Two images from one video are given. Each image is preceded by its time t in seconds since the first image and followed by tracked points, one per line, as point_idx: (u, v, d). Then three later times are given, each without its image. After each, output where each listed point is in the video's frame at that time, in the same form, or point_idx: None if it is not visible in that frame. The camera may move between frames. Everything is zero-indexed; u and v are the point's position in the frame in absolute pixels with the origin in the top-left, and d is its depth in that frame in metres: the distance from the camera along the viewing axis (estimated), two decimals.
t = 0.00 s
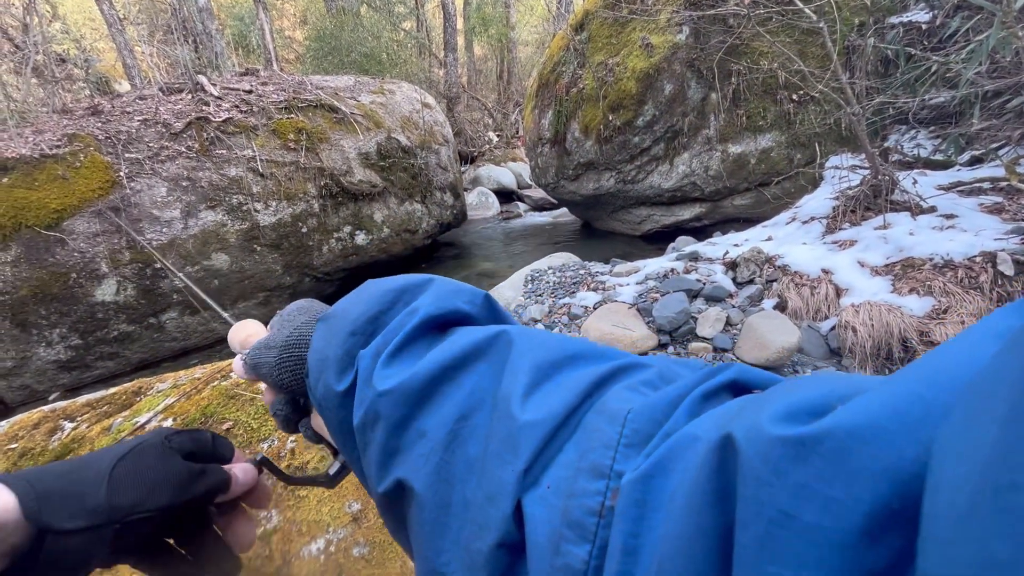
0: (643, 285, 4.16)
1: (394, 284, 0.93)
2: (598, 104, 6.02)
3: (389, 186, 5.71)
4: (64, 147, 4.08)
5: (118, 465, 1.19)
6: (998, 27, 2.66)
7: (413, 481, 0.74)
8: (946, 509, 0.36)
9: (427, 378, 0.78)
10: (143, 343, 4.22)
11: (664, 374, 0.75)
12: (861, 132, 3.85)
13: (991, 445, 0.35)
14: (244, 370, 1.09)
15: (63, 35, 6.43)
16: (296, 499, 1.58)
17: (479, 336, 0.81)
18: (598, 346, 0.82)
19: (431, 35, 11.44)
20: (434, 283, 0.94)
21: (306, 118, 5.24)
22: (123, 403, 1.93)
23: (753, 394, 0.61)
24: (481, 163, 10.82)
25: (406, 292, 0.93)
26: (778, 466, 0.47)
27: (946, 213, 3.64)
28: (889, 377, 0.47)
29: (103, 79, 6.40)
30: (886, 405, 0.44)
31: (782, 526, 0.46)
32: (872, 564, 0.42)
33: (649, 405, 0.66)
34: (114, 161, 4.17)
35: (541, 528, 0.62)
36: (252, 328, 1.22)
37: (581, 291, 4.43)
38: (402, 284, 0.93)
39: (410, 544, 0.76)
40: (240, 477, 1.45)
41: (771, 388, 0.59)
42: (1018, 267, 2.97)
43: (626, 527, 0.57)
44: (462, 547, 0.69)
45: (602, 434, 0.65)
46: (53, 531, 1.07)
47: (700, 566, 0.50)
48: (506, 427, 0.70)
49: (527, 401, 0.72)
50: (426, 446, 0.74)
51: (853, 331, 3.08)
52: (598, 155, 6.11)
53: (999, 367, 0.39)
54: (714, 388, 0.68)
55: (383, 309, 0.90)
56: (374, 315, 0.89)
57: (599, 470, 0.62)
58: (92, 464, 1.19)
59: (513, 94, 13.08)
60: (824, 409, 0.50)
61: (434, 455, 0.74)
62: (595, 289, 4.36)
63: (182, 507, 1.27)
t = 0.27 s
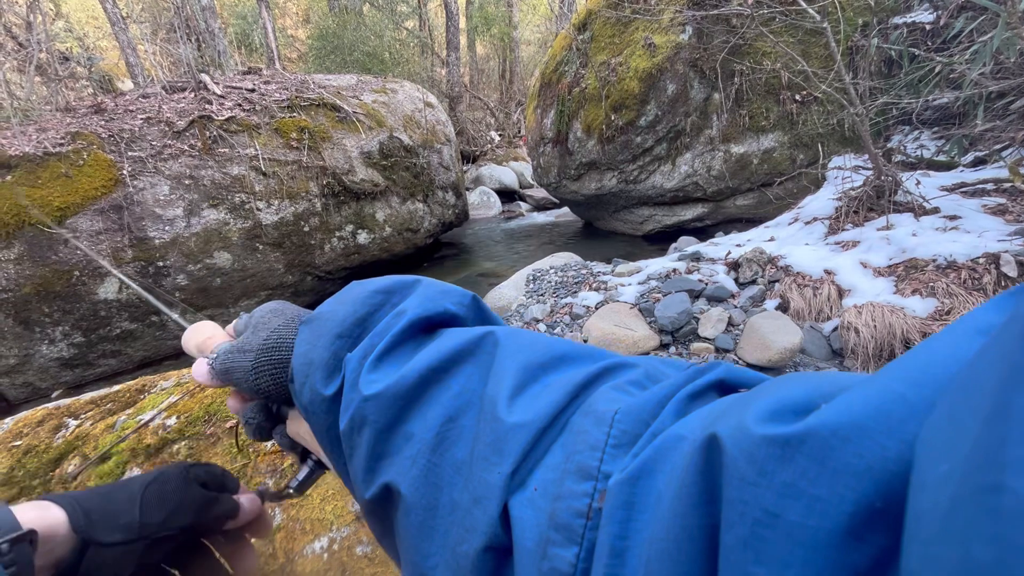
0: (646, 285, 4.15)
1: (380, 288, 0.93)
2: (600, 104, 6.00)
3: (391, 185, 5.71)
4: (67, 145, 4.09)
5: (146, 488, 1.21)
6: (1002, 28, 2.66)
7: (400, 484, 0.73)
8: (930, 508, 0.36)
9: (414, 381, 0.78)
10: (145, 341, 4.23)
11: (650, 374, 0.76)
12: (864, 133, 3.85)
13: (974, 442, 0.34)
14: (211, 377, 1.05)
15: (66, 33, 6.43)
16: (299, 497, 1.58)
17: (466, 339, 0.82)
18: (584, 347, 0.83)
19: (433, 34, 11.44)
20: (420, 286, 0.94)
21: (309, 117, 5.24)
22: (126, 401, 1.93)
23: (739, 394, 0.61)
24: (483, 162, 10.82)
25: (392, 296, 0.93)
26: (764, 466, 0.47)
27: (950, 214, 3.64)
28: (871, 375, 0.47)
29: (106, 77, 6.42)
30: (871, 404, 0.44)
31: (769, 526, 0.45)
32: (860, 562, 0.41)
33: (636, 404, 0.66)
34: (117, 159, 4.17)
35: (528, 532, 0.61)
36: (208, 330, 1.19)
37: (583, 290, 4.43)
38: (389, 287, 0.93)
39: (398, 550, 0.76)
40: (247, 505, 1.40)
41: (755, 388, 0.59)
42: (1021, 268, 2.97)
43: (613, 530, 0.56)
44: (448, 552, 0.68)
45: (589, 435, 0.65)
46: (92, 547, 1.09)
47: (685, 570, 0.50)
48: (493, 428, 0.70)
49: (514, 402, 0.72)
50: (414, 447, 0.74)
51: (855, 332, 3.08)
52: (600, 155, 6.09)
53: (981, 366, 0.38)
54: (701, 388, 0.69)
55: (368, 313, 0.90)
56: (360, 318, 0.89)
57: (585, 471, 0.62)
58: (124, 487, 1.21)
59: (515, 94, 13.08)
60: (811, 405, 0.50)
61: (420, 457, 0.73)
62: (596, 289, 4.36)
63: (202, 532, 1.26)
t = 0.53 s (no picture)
0: (647, 285, 4.15)
1: (369, 300, 0.93)
2: (601, 103, 6.00)
3: (393, 184, 5.71)
4: (70, 143, 4.10)
5: (177, 544, 1.12)
6: (1005, 28, 2.65)
7: (398, 495, 0.73)
8: (935, 521, 0.36)
9: (409, 393, 0.78)
10: (147, 339, 4.25)
11: (645, 383, 0.76)
12: (867, 133, 3.84)
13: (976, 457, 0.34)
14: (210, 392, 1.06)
15: (69, 32, 6.43)
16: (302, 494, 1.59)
17: (459, 350, 0.82)
18: (578, 355, 0.83)
19: (435, 34, 11.43)
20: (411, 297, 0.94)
21: (311, 116, 5.25)
22: (130, 398, 1.93)
23: (732, 404, 0.62)
24: (485, 162, 10.82)
25: (383, 307, 0.93)
26: (762, 480, 0.47)
27: (952, 215, 3.63)
28: (865, 386, 0.47)
29: (108, 76, 6.42)
30: (868, 416, 0.44)
31: (771, 540, 0.46)
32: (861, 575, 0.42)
33: (632, 415, 0.67)
34: (120, 157, 4.18)
35: (527, 545, 0.61)
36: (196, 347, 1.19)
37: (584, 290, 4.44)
38: (378, 299, 0.93)
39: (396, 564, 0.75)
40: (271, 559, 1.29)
41: (747, 400, 0.59)
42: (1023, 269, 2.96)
43: (613, 542, 0.56)
44: (447, 565, 0.68)
45: (586, 446, 0.65)
46: None
47: None
48: (490, 440, 0.70)
49: (509, 413, 0.73)
50: (412, 459, 0.74)
51: (857, 332, 3.07)
52: (602, 155, 6.09)
53: (979, 382, 0.39)
54: (696, 397, 0.70)
55: (358, 327, 0.90)
56: (350, 330, 0.89)
57: (583, 483, 0.62)
58: (154, 543, 1.11)
59: (517, 93, 13.07)
60: (807, 416, 0.50)
61: (418, 469, 0.73)
62: (598, 289, 4.37)
63: None
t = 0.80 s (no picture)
0: (648, 284, 4.15)
1: (376, 307, 0.94)
2: (603, 103, 5.99)
3: (394, 183, 5.72)
4: (72, 141, 4.10)
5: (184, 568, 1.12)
6: (1008, 28, 2.65)
7: (405, 499, 0.74)
8: (948, 526, 0.35)
9: (416, 397, 0.78)
10: (149, 337, 4.27)
11: (652, 387, 0.77)
12: (868, 133, 3.84)
13: (988, 462, 0.34)
14: (212, 396, 1.06)
15: (70, 30, 6.43)
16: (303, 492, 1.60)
17: (465, 353, 0.82)
18: (584, 358, 0.84)
19: (436, 33, 11.43)
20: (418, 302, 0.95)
21: (312, 115, 5.25)
22: (133, 396, 1.94)
23: (739, 409, 0.62)
24: (486, 161, 10.83)
25: (390, 313, 0.94)
26: (770, 484, 0.48)
27: (954, 215, 3.63)
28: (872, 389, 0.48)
29: (110, 74, 6.43)
30: (874, 419, 0.44)
31: (777, 544, 0.46)
32: None
33: (639, 419, 0.67)
34: (122, 156, 4.19)
35: (533, 548, 0.62)
36: (201, 348, 1.20)
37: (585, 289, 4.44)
38: (385, 305, 0.94)
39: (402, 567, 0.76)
40: None
41: (754, 405, 0.60)
42: None
43: (618, 546, 0.57)
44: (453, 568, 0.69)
45: (593, 450, 0.66)
46: None
47: None
48: (496, 443, 0.71)
49: (516, 416, 0.73)
50: (419, 462, 0.74)
51: (858, 332, 3.07)
52: (603, 154, 6.08)
53: (990, 387, 0.39)
54: (703, 400, 0.70)
55: (366, 332, 0.91)
56: (358, 337, 0.90)
57: (590, 486, 0.62)
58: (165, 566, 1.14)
59: (518, 92, 13.08)
60: (813, 419, 0.51)
61: (425, 473, 0.73)
62: (599, 288, 4.37)
63: None
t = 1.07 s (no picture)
0: (648, 284, 4.15)
1: (372, 307, 0.93)
2: (604, 102, 5.99)
3: (395, 182, 5.72)
4: (73, 140, 4.10)
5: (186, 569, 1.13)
6: (1009, 28, 2.64)
7: (403, 499, 0.74)
8: (943, 529, 0.36)
9: (414, 398, 0.78)
10: (150, 335, 4.26)
11: (649, 387, 0.77)
12: (869, 133, 3.84)
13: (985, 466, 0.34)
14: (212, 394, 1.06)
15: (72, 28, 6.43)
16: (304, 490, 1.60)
17: (463, 354, 0.82)
18: (582, 357, 0.84)
19: (437, 32, 11.43)
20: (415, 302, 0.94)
21: (313, 114, 5.25)
22: (134, 393, 1.95)
23: (735, 410, 0.62)
24: (487, 160, 10.84)
25: (386, 313, 0.94)
26: (766, 486, 0.48)
27: (955, 215, 3.63)
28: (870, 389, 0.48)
29: (111, 73, 6.43)
30: (871, 421, 0.44)
31: (773, 545, 0.46)
32: None
33: (637, 420, 0.67)
34: (123, 154, 4.19)
35: (530, 548, 0.62)
36: (208, 343, 1.20)
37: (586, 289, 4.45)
38: (382, 305, 0.94)
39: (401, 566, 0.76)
40: None
41: (751, 406, 0.60)
42: None
43: (615, 548, 0.57)
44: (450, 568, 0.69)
45: (590, 451, 0.66)
46: None
47: None
48: (494, 443, 0.71)
49: (514, 416, 0.73)
50: (417, 463, 0.75)
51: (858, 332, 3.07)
52: (604, 153, 6.08)
53: (987, 390, 0.39)
54: (701, 401, 0.70)
55: (363, 333, 0.90)
56: (355, 337, 0.89)
57: (587, 488, 0.63)
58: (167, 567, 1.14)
59: (519, 91, 13.09)
60: (810, 421, 0.51)
61: (423, 473, 0.74)
62: (599, 288, 4.37)
63: None
